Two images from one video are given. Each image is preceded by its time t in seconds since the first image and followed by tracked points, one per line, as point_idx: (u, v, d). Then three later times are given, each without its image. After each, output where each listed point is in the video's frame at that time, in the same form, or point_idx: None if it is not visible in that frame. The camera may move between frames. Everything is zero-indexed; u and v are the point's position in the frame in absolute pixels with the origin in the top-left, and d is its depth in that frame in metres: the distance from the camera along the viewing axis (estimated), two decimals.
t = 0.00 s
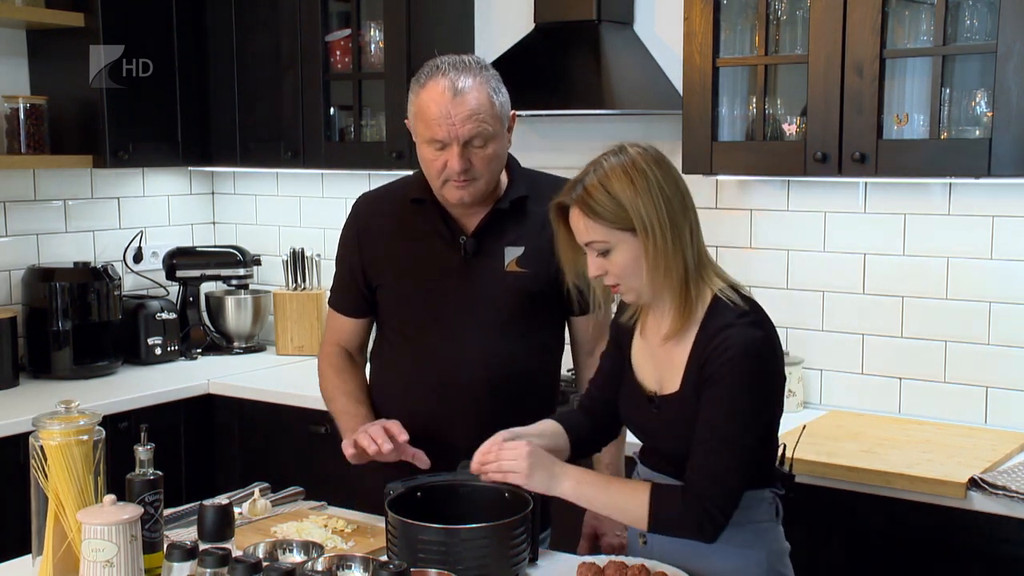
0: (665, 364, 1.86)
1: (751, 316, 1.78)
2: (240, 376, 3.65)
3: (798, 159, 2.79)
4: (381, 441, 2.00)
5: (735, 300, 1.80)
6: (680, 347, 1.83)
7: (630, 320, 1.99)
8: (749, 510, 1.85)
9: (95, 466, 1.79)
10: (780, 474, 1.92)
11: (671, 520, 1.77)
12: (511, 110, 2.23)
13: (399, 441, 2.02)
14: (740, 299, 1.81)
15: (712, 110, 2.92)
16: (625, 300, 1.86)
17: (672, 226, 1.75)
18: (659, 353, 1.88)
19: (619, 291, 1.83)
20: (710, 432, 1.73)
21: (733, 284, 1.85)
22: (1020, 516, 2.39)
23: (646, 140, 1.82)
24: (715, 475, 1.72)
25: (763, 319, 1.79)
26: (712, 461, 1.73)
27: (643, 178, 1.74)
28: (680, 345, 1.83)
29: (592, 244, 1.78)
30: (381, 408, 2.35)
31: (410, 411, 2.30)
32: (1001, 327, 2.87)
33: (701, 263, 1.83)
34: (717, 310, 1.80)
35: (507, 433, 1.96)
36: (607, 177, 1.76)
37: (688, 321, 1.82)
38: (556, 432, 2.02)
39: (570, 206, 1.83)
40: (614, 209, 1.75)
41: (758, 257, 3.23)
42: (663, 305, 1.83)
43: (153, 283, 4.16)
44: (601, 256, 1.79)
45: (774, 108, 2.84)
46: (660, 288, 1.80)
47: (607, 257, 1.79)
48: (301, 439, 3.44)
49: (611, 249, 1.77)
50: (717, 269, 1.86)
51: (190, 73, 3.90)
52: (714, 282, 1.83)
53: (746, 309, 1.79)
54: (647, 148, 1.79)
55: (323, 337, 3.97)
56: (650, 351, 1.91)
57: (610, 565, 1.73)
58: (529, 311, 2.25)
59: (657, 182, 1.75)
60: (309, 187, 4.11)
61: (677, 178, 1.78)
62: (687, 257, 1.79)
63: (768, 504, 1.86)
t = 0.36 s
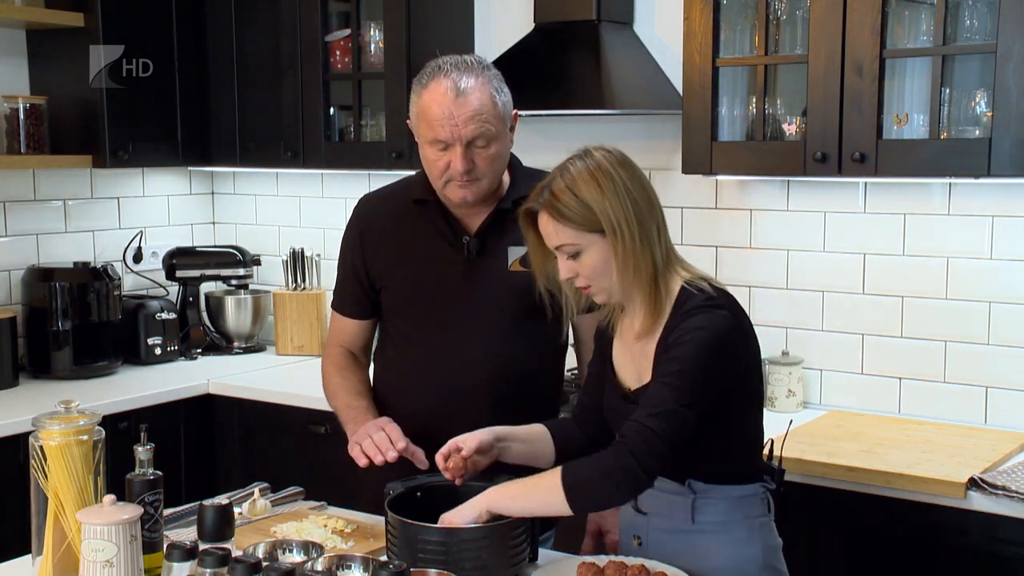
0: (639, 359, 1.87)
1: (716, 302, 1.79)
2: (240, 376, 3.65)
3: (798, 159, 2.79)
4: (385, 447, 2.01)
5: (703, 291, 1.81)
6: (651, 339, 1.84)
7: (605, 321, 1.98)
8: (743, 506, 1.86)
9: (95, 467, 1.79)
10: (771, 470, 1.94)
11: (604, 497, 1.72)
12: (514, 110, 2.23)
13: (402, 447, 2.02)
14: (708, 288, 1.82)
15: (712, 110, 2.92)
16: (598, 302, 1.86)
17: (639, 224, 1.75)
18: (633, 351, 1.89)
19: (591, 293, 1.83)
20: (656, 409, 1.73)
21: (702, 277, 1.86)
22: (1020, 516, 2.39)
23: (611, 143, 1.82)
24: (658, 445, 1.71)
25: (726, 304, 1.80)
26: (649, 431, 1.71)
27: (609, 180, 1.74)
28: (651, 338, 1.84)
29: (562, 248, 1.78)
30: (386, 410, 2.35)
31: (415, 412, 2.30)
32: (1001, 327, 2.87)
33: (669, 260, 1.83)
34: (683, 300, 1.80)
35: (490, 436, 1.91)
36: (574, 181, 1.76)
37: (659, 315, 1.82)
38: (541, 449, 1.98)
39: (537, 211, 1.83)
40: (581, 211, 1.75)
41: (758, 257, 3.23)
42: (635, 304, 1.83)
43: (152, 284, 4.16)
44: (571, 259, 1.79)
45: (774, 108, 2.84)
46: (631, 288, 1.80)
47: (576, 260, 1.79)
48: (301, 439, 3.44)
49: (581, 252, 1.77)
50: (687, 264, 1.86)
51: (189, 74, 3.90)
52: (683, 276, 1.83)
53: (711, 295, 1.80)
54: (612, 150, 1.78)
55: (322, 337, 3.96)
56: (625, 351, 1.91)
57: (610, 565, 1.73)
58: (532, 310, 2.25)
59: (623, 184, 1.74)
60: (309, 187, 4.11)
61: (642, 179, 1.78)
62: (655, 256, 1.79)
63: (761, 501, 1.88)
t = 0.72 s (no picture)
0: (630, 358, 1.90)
1: (701, 298, 1.78)
2: (240, 376, 3.65)
3: (798, 159, 2.79)
4: (380, 448, 2.02)
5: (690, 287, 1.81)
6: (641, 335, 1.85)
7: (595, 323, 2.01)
8: (738, 505, 1.86)
9: (95, 467, 1.79)
10: (769, 469, 1.95)
11: (599, 497, 1.72)
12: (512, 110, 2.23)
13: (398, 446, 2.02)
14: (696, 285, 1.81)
15: (712, 110, 2.92)
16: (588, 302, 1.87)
17: (624, 224, 1.76)
18: (625, 351, 1.91)
19: (579, 295, 1.84)
20: (648, 405, 1.73)
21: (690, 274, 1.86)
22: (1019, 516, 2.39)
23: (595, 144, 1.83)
24: (652, 444, 1.71)
25: (712, 299, 1.79)
26: (642, 429, 1.71)
27: (593, 182, 1.75)
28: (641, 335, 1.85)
29: (549, 250, 1.80)
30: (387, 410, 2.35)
31: (415, 413, 2.30)
32: (1001, 327, 2.87)
33: (656, 259, 1.84)
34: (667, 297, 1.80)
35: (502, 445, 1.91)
36: (559, 184, 1.77)
37: (647, 312, 1.83)
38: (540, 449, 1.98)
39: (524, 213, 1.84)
40: (567, 214, 1.75)
41: (758, 257, 3.23)
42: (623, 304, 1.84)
43: (152, 284, 4.16)
44: (559, 261, 1.80)
45: (774, 109, 2.84)
46: (618, 288, 1.81)
47: (564, 260, 1.79)
48: (300, 439, 3.44)
49: (568, 254, 1.78)
50: (674, 262, 1.86)
51: (188, 74, 3.90)
52: (671, 273, 1.83)
53: (696, 291, 1.79)
54: (597, 153, 1.79)
55: (322, 336, 3.96)
56: (618, 351, 1.93)
57: (610, 565, 1.73)
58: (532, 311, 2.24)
59: (607, 186, 1.75)
60: (309, 187, 4.11)
61: (626, 179, 1.78)
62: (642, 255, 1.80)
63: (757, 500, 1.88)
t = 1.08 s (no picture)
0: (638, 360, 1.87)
1: (714, 302, 1.79)
2: (239, 376, 3.65)
3: (797, 160, 2.80)
4: (372, 441, 2.02)
5: (700, 289, 1.81)
6: (649, 340, 1.85)
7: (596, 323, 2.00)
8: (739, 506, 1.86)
9: (94, 467, 1.79)
10: (768, 471, 1.96)
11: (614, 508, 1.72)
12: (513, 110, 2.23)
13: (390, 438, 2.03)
14: (705, 287, 1.82)
15: (711, 110, 2.92)
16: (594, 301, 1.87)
17: (635, 225, 1.76)
18: (632, 352, 1.89)
19: (586, 294, 1.84)
20: (687, 426, 1.72)
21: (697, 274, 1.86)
22: (1019, 516, 2.39)
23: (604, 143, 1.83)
24: (683, 484, 1.72)
25: (726, 304, 1.80)
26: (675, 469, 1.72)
27: (604, 179, 1.76)
28: (648, 338, 1.85)
29: (559, 248, 1.79)
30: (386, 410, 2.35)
31: (414, 413, 2.30)
32: (1000, 327, 2.87)
33: (664, 259, 1.85)
34: (679, 299, 1.80)
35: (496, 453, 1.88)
36: (569, 181, 1.77)
37: (657, 315, 1.83)
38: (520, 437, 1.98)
39: (532, 212, 1.83)
40: (578, 211, 1.76)
41: (757, 257, 3.23)
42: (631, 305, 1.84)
43: (151, 284, 4.16)
44: (568, 260, 1.80)
45: (773, 108, 2.84)
46: (627, 288, 1.82)
47: (573, 260, 1.80)
48: (300, 440, 3.44)
49: (578, 252, 1.79)
50: (682, 262, 1.87)
51: (187, 75, 3.90)
52: (679, 274, 1.84)
53: (708, 295, 1.80)
54: (606, 151, 1.80)
55: (321, 336, 3.96)
56: (623, 351, 1.92)
57: (609, 565, 1.73)
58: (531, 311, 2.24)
59: (617, 183, 1.76)
60: (308, 187, 4.11)
61: (636, 178, 1.79)
62: (652, 254, 1.80)
63: (758, 501, 1.88)
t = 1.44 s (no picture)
0: (655, 364, 1.88)
1: (737, 309, 1.83)
2: (239, 376, 3.65)
3: (797, 160, 2.80)
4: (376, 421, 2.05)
5: (719, 294, 1.85)
6: (669, 345, 1.86)
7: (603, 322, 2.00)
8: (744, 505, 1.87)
9: (93, 467, 1.79)
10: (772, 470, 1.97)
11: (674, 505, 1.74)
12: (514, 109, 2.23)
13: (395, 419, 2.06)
14: (723, 291, 1.86)
15: (711, 110, 2.92)
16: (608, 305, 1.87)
17: (657, 225, 1.78)
18: (644, 355, 1.89)
19: (603, 297, 1.84)
20: (746, 432, 1.75)
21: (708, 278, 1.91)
22: (1018, 516, 2.39)
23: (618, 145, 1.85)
24: (760, 494, 1.74)
25: (746, 309, 1.85)
26: (766, 479, 1.74)
27: (630, 180, 1.77)
28: (668, 343, 1.86)
29: (582, 250, 1.79)
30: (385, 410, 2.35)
31: (414, 412, 2.30)
32: (1000, 327, 2.87)
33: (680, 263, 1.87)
34: (703, 304, 1.84)
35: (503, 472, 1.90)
36: (593, 181, 1.77)
37: (678, 318, 1.85)
38: (512, 443, 1.97)
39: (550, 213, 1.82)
40: (605, 212, 1.76)
41: (757, 258, 3.23)
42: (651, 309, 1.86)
43: (150, 284, 4.16)
44: (590, 261, 1.80)
45: (773, 109, 2.84)
46: (648, 291, 1.83)
47: (592, 262, 1.80)
48: (299, 440, 3.44)
49: (602, 253, 1.78)
50: (693, 267, 1.91)
51: (187, 75, 3.90)
52: (695, 278, 1.87)
53: (730, 301, 1.84)
54: (626, 153, 1.81)
55: (321, 336, 3.96)
56: (632, 353, 1.92)
57: (609, 565, 1.73)
58: (530, 311, 2.24)
59: (642, 184, 1.78)
60: (308, 188, 4.11)
61: (656, 180, 1.81)
62: (673, 256, 1.82)
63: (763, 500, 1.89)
